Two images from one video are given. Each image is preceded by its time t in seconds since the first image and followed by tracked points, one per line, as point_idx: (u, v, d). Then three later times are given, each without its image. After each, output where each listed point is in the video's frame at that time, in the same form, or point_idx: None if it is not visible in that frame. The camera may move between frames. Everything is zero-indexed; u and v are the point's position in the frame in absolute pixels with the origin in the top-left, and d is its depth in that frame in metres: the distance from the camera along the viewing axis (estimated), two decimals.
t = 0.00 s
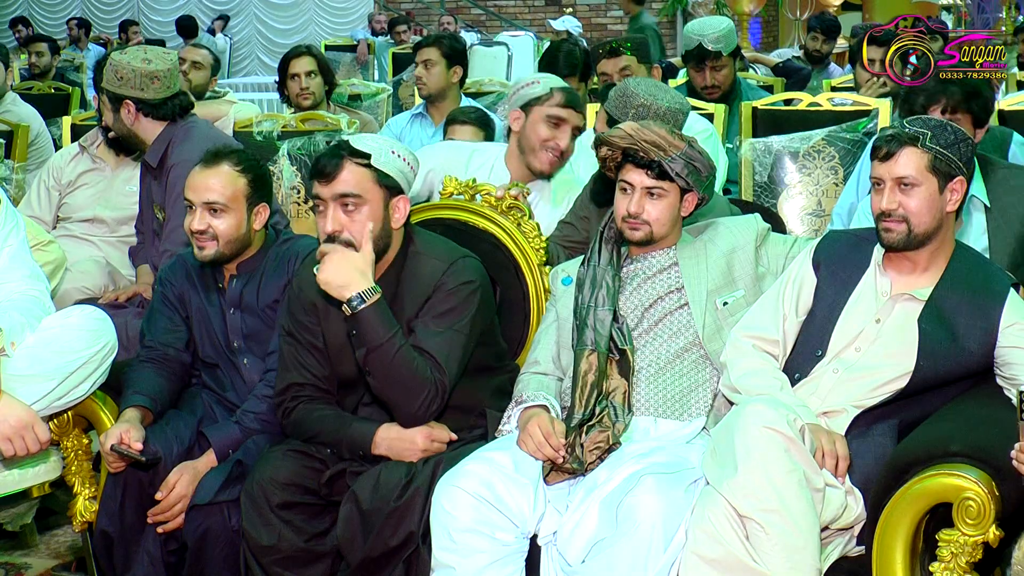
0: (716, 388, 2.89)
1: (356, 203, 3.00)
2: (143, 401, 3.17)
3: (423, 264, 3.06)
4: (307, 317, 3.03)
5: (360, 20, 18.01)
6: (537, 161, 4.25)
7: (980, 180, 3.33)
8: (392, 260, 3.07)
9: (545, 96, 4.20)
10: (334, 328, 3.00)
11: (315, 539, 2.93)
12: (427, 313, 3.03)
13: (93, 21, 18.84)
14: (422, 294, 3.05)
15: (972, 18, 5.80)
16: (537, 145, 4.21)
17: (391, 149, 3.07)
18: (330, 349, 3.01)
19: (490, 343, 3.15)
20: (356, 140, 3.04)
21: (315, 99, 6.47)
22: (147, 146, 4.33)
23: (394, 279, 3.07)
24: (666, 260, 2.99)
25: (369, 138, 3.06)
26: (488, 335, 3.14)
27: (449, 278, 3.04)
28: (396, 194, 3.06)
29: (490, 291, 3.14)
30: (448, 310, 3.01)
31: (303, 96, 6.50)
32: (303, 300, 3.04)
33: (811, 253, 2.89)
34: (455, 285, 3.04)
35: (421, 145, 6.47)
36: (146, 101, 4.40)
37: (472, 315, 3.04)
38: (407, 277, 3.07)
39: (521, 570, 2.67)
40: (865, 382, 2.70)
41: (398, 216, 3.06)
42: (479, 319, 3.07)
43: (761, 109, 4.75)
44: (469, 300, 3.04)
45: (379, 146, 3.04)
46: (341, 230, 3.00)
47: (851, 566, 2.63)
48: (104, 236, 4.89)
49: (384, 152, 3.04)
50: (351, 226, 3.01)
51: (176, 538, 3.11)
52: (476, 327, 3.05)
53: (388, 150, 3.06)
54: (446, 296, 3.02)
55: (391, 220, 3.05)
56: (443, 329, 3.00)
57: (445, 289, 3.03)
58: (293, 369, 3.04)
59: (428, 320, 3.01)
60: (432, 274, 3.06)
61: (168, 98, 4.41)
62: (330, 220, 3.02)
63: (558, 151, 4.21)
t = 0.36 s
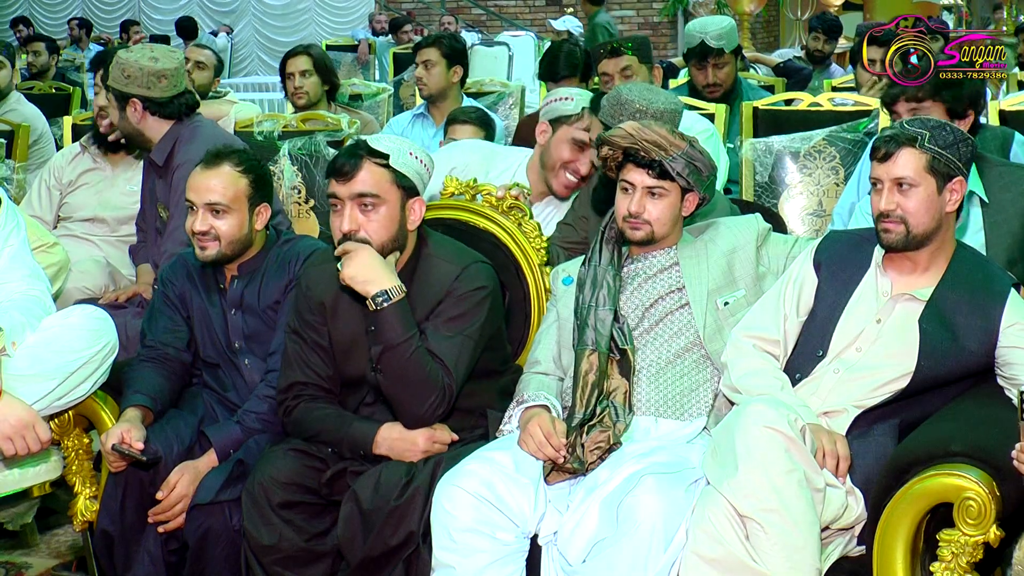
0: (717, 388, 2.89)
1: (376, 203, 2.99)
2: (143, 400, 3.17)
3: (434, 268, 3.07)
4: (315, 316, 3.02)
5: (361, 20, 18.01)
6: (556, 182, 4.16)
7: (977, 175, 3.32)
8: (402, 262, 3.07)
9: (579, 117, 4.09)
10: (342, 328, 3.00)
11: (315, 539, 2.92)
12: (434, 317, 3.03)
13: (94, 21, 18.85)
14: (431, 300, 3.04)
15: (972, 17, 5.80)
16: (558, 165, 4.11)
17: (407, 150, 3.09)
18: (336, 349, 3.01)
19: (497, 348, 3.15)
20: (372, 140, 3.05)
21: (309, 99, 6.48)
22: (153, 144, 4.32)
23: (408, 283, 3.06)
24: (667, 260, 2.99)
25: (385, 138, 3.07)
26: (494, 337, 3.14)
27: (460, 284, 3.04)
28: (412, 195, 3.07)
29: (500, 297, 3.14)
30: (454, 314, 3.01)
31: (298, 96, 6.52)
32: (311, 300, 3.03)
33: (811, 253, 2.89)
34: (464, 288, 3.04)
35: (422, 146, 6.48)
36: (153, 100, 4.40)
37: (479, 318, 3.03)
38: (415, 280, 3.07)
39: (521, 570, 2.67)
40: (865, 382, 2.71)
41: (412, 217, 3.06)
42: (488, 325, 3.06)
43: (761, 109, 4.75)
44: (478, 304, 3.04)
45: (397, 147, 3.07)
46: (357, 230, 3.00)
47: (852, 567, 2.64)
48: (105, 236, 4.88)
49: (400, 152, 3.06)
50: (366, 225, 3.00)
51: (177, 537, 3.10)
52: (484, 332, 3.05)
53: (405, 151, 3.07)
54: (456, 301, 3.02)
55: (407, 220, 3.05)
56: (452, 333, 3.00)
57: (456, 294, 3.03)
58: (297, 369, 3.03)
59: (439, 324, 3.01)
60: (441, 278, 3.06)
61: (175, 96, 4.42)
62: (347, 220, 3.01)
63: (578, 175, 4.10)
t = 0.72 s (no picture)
0: (716, 388, 2.89)
1: (372, 206, 2.99)
2: (143, 400, 3.16)
3: (437, 269, 3.06)
4: (315, 317, 3.02)
5: (360, 19, 18.00)
6: (556, 188, 4.13)
7: (980, 178, 3.26)
8: (403, 263, 3.07)
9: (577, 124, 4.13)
10: (341, 329, 2.99)
11: (315, 539, 2.92)
12: (434, 318, 3.03)
13: (93, 21, 18.83)
14: (433, 300, 3.04)
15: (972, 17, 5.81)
16: (559, 172, 4.10)
17: (407, 151, 3.08)
18: (335, 349, 3.01)
19: (497, 348, 3.15)
20: (371, 142, 3.04)
21: (302, 99, 6.50)
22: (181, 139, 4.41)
23: (408, 283, 3.06)
24: (666, 260, 2.99)
25: (384, 138, 3.06)
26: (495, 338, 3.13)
27: (462, 284, 3.04)
28: (411, 195, 3.06)
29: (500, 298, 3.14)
30: (454, 314, 3.01)
31: (292, 95, 6.54)
32: (310, 300, 3.03)
33: (811, 252, 2.89)
34: (464, 289, 3.03)
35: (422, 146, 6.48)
36: (189, 94, 4.43)
37: (480, 318, 3.03)
38: (417, 281, 3.07)
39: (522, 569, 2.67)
40: (865, 382, 2.72)
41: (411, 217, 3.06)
42: (489, 325, 3.07)
43: (760, 109, 4.75)
44: (478, 305, 3.03)
45: (396, 148, 3.06)
46: (356, 232, 3.00)
47: (851, 566, 2.65)
48: (104, 235, 4.87)
49: (400, 154, 3.05)
50: (365, 228, 3.00)
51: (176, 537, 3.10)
52: (484, 333, 3.05)
53: (405, 153, 3.07)
54: (456, 302, 3.02)
55: (407, 222, 3.05)
56: (452, 334, 2.99)
57: (457, 295, 3.03)
58: (296, 369, 3.03)
59: (439, 325, 3.01)
60: (442, 278, 3.05)
61: (209, 93, 4.46)
62: (346, 222, 3.01)
63: (578, 181, 4.07)
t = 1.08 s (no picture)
0: (716, 388, 2.89)
1: (374, 209, 2.99)
2: (142, 400, 3.15)
3: (438, 271, 3.06)
4: (315, 318, 3.02)
5: (360, 20, 17.99)
6: (556, 187, 4.13)
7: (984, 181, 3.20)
8: (403, 265, 3.07)
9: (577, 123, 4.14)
10: (342, 330, 2.99)
11: (315, 539, 2.92)
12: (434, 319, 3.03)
13: (93, 21, 18.82)
14: (434, 301, 3.04)
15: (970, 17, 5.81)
16: (557, 171, 4.10)
17: (407, 154, 3.08)
18: (336, 350, 3.01)
19: (497, 349, 3.15)
20: (372, 143, 3.04)
21: (299, 100, 6.51)
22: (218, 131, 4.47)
23: (408, 284, 3.07)
24: (666, 260, 2.99)
25: (385, 140, 3.06)
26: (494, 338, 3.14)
27: (462, 286, 3.04)
28: (412, 198, 3.06)
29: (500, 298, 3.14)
30: (453, 315, 3.01)
31: (291, 96, 6.55)
32: (310, 302, 3.03)
33: (810, 252, 2.89)
34: (464, 290, 3.03)
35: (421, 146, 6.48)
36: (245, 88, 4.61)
37: (480, 320, 3.03)
38: (418, 281, 3.07)
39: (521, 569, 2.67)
40: (864, 382, 2.72)
41: (411, 219, 3.06)
42: (489, 326, 3.07)
43: (760, 109, 4.75)
44: (478, 306, 3.04)
45: (395, 151, 3.05)
46: (356, 236, 2.99)
47: (851, 566, 2.66)
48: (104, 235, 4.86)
49: (400, 156, 3.05)
50: (365, 231, 2.99)
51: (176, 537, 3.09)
52: (484, 334, 3.05)
53: (405, 155, 3.07)
54: (456, 304, 3.02)
55: (407, 223, 3.05)
56: (453, 335, 2.99)
57: (457, 296, 3.03)
58: (296, 370, 3.03)
59: (440, 326, 3.01)
60: (442, 280, 3.05)
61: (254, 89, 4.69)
62: (347, 225, 3.01)
63: (576, 180, 4.07)
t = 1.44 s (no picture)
0: (715, 389, 2.90)
1: (365, 219, 2.98)
2: (143, 400, 3.16)
3: (438, 271, 3.07)
4: (315, 319, 3.02)
5: (361, 21, 17.97)
6: (550, 185, 4.15)
7: (983, 181, 3.21)
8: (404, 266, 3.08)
9: (567, 119, 4.12)
10: (342, 331, 3.00)
11: (314, 539, 2.91)
12: (434, 320, 3.03)
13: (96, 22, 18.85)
14: (436, 302, 3.04)
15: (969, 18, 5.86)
16: (553, 169, 4.10)
17: (408, 164, 3.06)
18: (336, 350, 3.01)
19: (497, 349, 3.16)
20: (374, 151, 3.02)
21: (299, 102, 6.52)
22: (244, 131, 4.41)
23: (410, 286, 3.07)
24: (666, 261, 3.00)
25: (388, 149, 3.04)
26: (495, 339, 3.14)
27: (462, 286, 3.05)
28: (410, 208, 3.05)
29: (500, 299, 3.14)
30: (453, 317, 3.02)
31: (292, 97, 6.55)
32: (311, 303, 3.04)
33: (809, 253, 2.90)
34: (464, 291, 3.04)
35: (420, 146, 6.47)
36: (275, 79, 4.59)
37: (481, 321, 3.04)
38: (420, 282, 3.07)
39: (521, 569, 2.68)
40: (863, 382, 2.73)
41: (408, 230, 3.04)
42: (489, 327, 3.07)
43: (759, 109, 4.75)
44: (477, 307, 3.04)
45: (396, 160, 3.03)
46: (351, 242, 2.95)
47: (850, 566, 2.67)
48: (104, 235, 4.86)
49: (399, 167, 3.03)
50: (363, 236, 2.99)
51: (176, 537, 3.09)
52: (484, 335, 3.05)
53: (405, 166, 3.05)
54: (457, 304, 3.03)
55: (402, 235, 3.03)
56: (453, 335, 3.00)
57: (457, 297, 3.03)
58: (297, 371, 3.04)
59: (441, 326, 3.01)
60: (442, 280, 3.06)
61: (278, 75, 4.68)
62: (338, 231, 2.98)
63: (573, 178, 4.09)
